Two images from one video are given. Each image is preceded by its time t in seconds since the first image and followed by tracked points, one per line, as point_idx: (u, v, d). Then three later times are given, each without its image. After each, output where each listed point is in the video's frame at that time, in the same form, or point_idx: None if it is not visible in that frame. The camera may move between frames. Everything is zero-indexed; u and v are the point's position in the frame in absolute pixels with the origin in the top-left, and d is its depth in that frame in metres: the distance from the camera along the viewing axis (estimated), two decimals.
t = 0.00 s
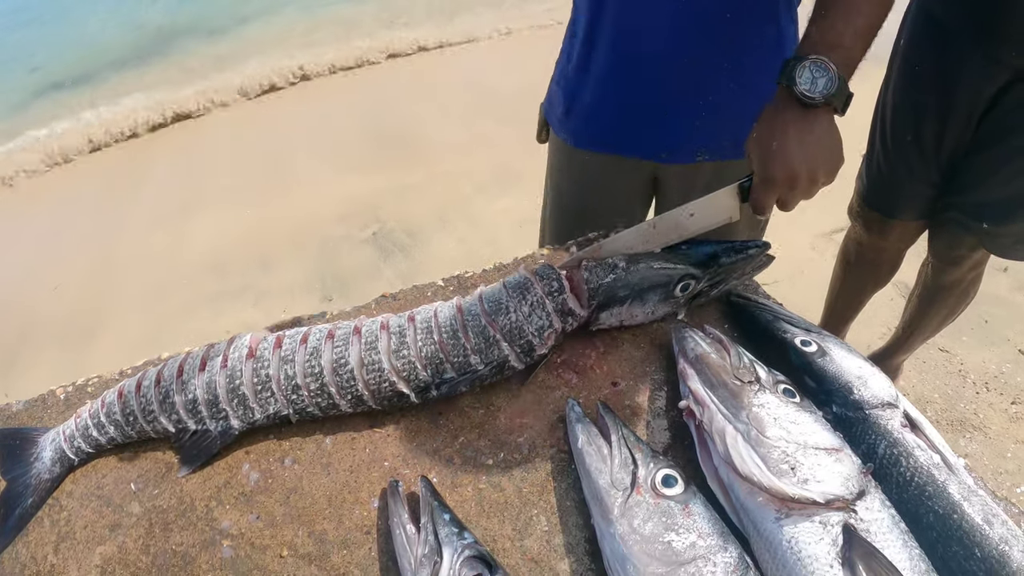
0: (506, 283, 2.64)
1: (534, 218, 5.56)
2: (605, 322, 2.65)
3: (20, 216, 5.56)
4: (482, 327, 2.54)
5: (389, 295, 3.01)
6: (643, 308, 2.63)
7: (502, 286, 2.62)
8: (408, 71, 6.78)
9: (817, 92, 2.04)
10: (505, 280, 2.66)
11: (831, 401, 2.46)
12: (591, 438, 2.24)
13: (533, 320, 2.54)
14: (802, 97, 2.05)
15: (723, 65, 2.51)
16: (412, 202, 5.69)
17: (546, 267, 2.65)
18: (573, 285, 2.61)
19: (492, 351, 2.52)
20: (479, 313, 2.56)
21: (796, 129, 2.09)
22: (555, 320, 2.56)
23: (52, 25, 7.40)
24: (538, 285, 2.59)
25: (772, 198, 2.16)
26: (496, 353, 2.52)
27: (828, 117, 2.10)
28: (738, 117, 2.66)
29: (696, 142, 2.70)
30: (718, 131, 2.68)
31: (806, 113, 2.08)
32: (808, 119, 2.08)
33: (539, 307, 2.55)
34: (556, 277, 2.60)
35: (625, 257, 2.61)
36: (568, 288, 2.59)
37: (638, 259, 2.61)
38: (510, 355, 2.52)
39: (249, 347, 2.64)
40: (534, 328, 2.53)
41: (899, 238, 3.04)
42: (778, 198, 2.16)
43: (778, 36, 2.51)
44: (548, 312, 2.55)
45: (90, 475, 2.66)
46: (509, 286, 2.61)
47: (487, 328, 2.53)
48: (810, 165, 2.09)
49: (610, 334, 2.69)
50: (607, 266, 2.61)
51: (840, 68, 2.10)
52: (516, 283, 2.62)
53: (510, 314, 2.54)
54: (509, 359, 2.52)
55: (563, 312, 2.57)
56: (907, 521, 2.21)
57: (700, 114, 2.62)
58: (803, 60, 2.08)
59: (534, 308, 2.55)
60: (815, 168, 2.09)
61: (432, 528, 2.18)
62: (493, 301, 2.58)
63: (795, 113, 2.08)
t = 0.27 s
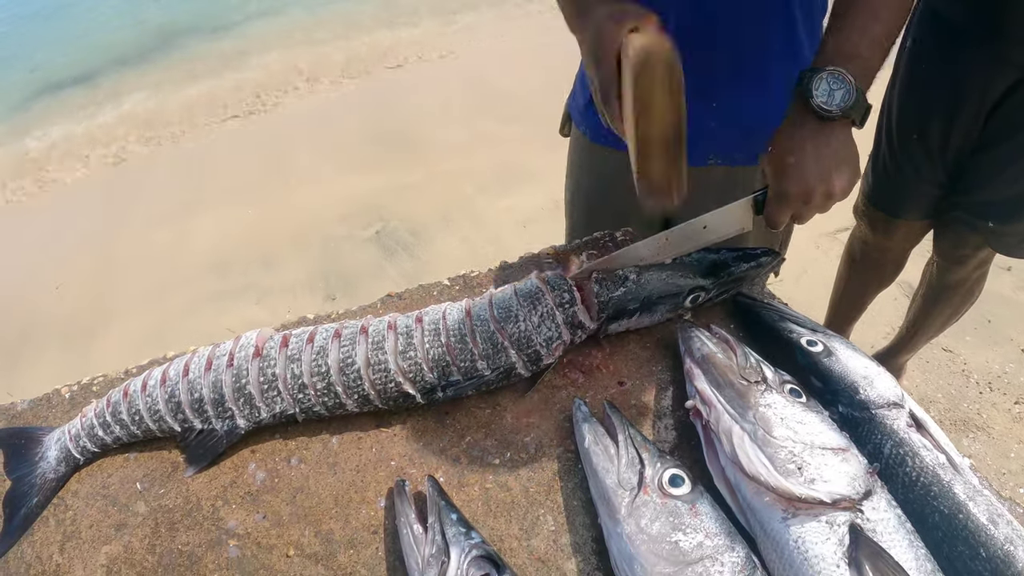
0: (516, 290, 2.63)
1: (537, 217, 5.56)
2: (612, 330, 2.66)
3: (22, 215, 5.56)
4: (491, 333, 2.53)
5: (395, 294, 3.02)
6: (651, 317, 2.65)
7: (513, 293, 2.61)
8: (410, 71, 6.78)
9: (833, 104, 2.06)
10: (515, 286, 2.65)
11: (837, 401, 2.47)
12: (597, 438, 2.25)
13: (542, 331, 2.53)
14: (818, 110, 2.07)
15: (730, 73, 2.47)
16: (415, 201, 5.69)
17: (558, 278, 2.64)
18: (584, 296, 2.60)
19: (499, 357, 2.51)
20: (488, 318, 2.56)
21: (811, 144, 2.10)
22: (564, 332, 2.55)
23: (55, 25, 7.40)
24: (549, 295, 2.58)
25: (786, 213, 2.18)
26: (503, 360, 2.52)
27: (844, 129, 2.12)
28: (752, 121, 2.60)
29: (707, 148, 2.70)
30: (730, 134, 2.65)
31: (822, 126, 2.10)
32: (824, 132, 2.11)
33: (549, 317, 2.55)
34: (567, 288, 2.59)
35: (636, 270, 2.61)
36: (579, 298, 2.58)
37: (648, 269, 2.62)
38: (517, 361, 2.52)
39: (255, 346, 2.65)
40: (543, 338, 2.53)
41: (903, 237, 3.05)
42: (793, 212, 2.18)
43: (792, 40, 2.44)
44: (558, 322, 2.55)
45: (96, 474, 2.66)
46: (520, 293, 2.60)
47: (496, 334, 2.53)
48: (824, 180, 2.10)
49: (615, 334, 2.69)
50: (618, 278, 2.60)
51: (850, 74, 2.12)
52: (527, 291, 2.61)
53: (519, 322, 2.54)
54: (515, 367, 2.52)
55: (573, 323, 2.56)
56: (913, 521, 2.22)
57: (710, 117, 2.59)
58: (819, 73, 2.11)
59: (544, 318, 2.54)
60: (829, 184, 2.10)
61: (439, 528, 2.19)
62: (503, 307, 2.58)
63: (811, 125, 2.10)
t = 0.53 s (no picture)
0: (531, 282, 2.64)
1: (540, 217, 5.56)
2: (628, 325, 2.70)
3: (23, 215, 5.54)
4: (504, 323, 2.54)
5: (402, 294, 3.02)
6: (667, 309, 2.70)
7: (527, 285, 2.63)
8: (413, 70, 6.78)
9: (864, 118, 2.10)
10: (530, 278, 2.67)
11: (843, 401, 2.48)
12: (605, 438, 2.25)
13: (557, 320, 2.54)
14: (848, 123, 2.11)
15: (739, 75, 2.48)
16: (419, 201, 5.68)
17: (573, 271, 2.67)
18: (602, 291, 2.63)
19: (512, 349, 2.52)
20: (501, 310, 2.56)
21: (837, 154, 2.14)
22: (578, 321, 2.56)
23: (56, 24, 7.39)
24: (563, 286, 2.60)
25: (806, 220, 2.22)
26: (516, 352, 2.53)
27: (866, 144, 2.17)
28: (755, 123, 2.63)
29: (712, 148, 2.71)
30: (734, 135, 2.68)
31: (849, 138, 2.14)
32: (850, 144, 2.14)
33: (564, 307, 2.56)
34: (582, 280, 2.61)
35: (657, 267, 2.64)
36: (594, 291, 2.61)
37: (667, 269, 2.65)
38: (530, 352, 2.53)
39: (263, 345, 2.64)
40: (557, 327, 2.54)
41: (908, 237, 3.06)
42: (812, 218, 2.22)
43: (799, 45, 2.47)
44: (572, 312, 2.56)
45: (102, 475, 2.66)
46: (535, 285, 2.61)
47: (508, 324, 2.53)
48: (847, 191, 2.15)
49: (623, 333, 2.70)
50: (640, 275, 2.63)
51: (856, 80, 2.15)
52: (541, 283, 2.63)
53: (533, 311, 2.55)
54: (528, 357, 2.53)
55: (588, 314, 2.58)
56: (919, 521, 2.23)
57: (714, 119, 2.61)
58: (853, 86, 2.13)
59: (558, 307, 2.55)
60: (851, 195, 2.16)
61: (447, 528, 2.19)
62: (517, 299, 2.58)
63: (836, 137, 2.14)
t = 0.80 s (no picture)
0: (528, 311, 2.53)
1: (541, 216, 5.56)
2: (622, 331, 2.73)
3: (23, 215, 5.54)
4: (497, 356, 2.47)
5: (404, 294, 3.02)
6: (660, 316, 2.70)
7: (524, 315, 2.52)
8: (413, 71, 6.78)
9: (830, 118, 2.09)
10: (528, 305, 2.54)
11: (847, 400, 2.48)
12: (609, 437, 2.25)
13: (553, 359, 2.46)
14: (815, 122, 2.10)
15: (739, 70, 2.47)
16: (419, 201, 5.68)
17: (571, 296, 2.53)
18: (600, 321, 2.52)
19: (504, 382, 2.48)
20: (496, 342, 2.48)
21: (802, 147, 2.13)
22: (575, 359, 2.49)
23: (56, 25, 7.39)
24: (562, 323, 2.48)
25: (770, 210, 2.21)
26: (508, 385, 2.49)
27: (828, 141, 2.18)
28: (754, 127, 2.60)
29: (710, 144, 2.69)
30: (732, 136, 2.64)
31: (813, 135, 2.13)
32: (813, 141, 2.14)
33: (561, 347, 2.47)
34: (582, 314, 2.49)
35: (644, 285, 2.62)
36: (593, 324, 2.49)
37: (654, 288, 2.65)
38: (522, 387, 2.48)
39: (263, 344, 2.64)
40: (553, 365, 2.47)
41: (909, 237, 3.06)
42: (776, 209, 2.22)
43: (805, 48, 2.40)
44: (570, 351, 2.47)
45: (105, 475, 2.66)
46: (532, 317, 2.50)
47: (503, 359, 2.46)
48: (809, 184, 2.16)
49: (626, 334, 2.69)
50: (630, 300, 2.60)
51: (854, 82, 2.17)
52: (539, 316, 2.50)
53: (529, 348, 2.46)
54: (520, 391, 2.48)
55: (585, 350, 2.50)
56: (922, 520, 2.23)
57: (712, 114, 2.60)
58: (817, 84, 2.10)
59: (555, 347, 2.46)
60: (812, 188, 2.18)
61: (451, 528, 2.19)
62: (513, 331, 2.49)
63: (802, 133, 2.12)
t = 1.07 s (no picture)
0: (527, 290, 2.60)
1: (542, 217, 5.56)
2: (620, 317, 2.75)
3: (23, 216, 5.54)
4: (504, 337, 2.51)
5: (404, 295, 3.01)
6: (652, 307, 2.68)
7: (524, 294, 2.59)
8: (413, 71, 6.78)
9: (829, 117, 2.16)
10: (525, 285, 2.63)
11: (847, 401, 2.48)
12: (609, 439, 2.25)
13: (557, 330, 2.54)
14: (813, 121, 2.17)
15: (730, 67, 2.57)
16: (419, 201, 5.68)
17: (569, 275, 2.63)
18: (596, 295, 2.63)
19: (513, 361, 2.52)
20: (501, 322, 2.53)
21: (803, 142, 2.19)
22: (578, 329, 2.57)
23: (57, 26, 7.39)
24: (562, 295, 2.58)
25: (777, 203, 2.25)
26: (516, 363, 2.52)
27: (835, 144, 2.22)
28: (744, 123, 2.69)
29: (698, 140, 2.76)
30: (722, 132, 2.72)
31: (817, 135, 2.19)
32: (817, 141, 2.19)
33: (564, 317, 2.55)
34: (578, 287, 2.59)
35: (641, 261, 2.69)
36: (591, 296, 2.60)
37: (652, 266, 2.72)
38: (530, 364, 2.53)
39: (265, 347, 2.64)
40: (558, 337, 2.54)
41: (910, 237, 3.06)
42: (784, 203, 2.26)
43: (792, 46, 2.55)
44: (572, 321, 2.56)
45: (104, 476, 2.66)
46: (531, 293, 2.58)
47: (509, 337, 2.51)
48: (817, 177, 2.19)
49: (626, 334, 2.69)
50: (629, 273, 2.67)
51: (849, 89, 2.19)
52: (538, 291, 2.58)
53: (534, 322, 2.53)
54: (529, 369, 2.53)
55: (586, 321, 2.59)
56: (923, 521, 2.23)
57: (700, 110, 2.69)
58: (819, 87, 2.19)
59: (558, 318, 2.54)
60: (821, 183, 2.21)
61: (451, 530, 2.19)
62: (516, 309, 2.55)
63: (803, 133, 2.19)
